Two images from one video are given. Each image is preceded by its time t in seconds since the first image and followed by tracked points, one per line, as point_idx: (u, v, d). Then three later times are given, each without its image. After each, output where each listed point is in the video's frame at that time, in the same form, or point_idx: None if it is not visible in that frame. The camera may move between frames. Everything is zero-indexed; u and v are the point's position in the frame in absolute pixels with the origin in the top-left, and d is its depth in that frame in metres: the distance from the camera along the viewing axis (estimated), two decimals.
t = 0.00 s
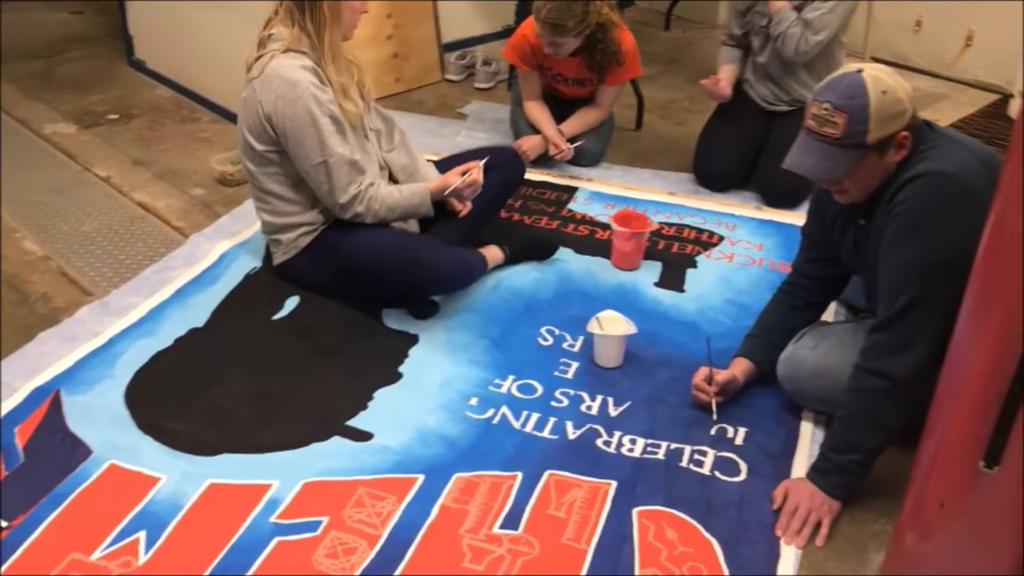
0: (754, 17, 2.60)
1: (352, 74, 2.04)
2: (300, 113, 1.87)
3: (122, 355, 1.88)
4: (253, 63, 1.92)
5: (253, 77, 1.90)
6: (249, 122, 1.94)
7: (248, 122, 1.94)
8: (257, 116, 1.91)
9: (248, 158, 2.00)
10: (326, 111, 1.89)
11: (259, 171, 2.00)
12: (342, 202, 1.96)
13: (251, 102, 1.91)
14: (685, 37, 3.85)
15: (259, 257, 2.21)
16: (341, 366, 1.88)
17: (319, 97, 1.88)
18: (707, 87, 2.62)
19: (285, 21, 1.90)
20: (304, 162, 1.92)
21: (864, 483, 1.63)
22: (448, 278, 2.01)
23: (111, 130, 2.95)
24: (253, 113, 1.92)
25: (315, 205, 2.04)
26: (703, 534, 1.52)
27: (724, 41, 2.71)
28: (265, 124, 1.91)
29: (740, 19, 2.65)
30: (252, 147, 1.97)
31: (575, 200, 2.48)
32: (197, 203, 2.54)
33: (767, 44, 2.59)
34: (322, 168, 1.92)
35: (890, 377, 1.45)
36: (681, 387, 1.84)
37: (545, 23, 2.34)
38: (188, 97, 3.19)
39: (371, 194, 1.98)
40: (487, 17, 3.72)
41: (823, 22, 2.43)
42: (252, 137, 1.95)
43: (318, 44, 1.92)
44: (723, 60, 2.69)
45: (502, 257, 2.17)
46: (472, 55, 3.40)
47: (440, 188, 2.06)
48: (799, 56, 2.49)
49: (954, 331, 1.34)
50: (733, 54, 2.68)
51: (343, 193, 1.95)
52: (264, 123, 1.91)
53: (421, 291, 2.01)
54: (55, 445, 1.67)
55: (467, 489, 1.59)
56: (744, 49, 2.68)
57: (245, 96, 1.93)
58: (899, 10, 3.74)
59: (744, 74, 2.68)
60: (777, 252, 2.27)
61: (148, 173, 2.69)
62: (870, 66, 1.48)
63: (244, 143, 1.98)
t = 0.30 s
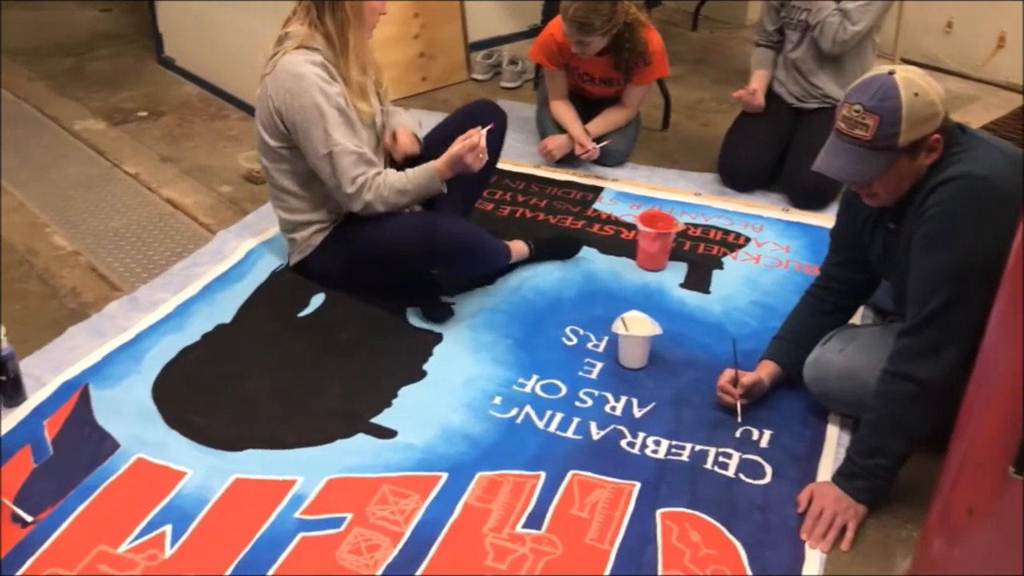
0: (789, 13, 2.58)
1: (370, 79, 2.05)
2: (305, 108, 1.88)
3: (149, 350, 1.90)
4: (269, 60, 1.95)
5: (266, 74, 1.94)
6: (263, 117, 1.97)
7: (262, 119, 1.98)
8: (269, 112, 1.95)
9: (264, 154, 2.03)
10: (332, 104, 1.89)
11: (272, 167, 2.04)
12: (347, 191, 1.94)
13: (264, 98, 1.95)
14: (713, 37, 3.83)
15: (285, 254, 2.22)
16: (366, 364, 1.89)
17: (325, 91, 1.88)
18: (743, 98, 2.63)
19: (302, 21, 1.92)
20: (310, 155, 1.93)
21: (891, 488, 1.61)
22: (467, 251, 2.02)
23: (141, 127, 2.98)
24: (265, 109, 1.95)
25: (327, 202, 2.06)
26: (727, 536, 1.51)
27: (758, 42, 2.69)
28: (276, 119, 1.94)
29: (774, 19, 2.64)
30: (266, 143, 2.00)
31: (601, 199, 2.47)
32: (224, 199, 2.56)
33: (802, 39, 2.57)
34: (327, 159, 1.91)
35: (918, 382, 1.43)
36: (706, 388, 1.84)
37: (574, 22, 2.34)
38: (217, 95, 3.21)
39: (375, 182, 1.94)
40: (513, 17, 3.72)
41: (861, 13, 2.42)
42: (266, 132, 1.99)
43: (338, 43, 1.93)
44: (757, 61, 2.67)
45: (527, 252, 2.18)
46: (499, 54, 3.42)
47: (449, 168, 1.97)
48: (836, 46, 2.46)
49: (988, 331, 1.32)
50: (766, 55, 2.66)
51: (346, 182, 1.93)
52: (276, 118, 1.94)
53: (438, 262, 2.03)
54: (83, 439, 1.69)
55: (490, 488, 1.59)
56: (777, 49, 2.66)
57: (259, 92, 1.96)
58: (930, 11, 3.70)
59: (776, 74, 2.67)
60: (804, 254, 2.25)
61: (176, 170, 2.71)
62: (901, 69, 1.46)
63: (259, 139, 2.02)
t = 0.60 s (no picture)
0: (813, 10, 2.57)
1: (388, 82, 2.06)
2: (309, 100, 1.89)
3: (170, 346, 1.92)
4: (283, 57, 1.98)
5: (278, 69, 1.96)
6: (275, 112, 1.99)
7: (273, 114, 2.00)
8: (279, 106, 1.97)
9: (275, 150, 2.05)
10: (336, 97, 1.89)
11: (283, 164, 2.06)
12: (347, 181, 1.91)
13: (275, 92, 1.97)
14: (734, 38, 3.81)
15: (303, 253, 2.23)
16: (383, 362, 1.89)
17: (330, 84, 1.89)
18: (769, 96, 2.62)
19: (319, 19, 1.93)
20: (314, 146, 1.93)
21: (911, 491, 1.60)
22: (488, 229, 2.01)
23: (162, 125, 3.00)
24: (276, 103, 1.97)
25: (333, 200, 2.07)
26: (745, 538, 1.51)
27: (780, 41, 2.68)
28: (285, 113, 1.96)
29: (796, 19, 2.63)
30: (276, 139, 2.02)
31: (620, 199, 2.47)
32: (244, 197, 2.57)
33: (826, 38, 2.56)
34: (328, 151, 1.91)
35: (939, 383, 1.42)
36: (725, 390, 1.83)
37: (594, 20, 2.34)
38: (237, 93, 3.23)
39: (375, 171, 1.91)
40: (533, 17, 3.72)
41: (889, 11, 2.41)
42: (276, 128, 2.01)
43: (358, 45, 1.94)
44: (778, 61, 2.66)
45: (546, 247, 2.18)
46: (519, 54, 3.42)
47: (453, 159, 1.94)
48: (865, 45, 2.45)
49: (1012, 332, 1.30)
50: (788, 55, 2.65)
51: (346, 172, 1.91)
52: (286, 113, 1.96)
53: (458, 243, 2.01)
54: (104, 433, 1.70)
55: (508, 487, 1.59)
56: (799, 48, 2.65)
57: (272, 87, 1.99)
58: (953, 13, 3.67)
59: (798, 74, 2.65)
60: (824, 256, 2.24)
61: (197, 168, 2.73)
62: (927, 67, 1.46)
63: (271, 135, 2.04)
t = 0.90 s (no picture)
0: (831, 11, 2.56)
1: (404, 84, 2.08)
2: (323, 96, 1.90)
3: (188, 343, 1.93)
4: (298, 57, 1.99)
5: (293, 68, 1.97)
6: (288, 111, 2.01)
7: (287, 113, 2.01)
8: (293, 105, 1.98)
9: (288, 150, 2.07)
10: (349, 93, 1.90)
11: (296, 163, 2.07)
12: (360, 174, 1.90)
13: (289, 90, 1.98)
14: (751, 39, 3.80)
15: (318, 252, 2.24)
16: (399, 360, 1.90)
17: (343, 82, 1.89)
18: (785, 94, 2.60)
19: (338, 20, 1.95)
20: (327, 142, 1.93)
21: (928, 494, 1.59)
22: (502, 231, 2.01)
23: (181, 124, 3.02)
24: (290, 101, 1.99)
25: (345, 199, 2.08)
26: (761, 540, 1.50)
27: (796, 40, 2.67)
28: (298, 111, 1.97)
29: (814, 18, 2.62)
30: (290, 137, 2.03)
31: (636, 200, 2.47)
32: (262, 196, 2.58)
33: (844, 39, 2.54)
34: (341, 146, 1.90)
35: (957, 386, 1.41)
36: (741, 391, 1.83)
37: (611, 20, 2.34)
38: (256, 93, 3.25)
39: (388, 164, 1.90)
40: (550, 17, 3.72)
41: (910, 15, 2.41)
42: (290, 126, 2.02)
43: (377, 49, 1.95)
44: (794, 60, 2.66)
45: (562, 244, 2.18)
46: (535, 54, 3.43)
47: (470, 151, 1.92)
48: (885, 49, 2.44)
49: None
50: (805, 55, 2.65)
51: (358, 166, 1.89)
52: (299, 111, 1.97)
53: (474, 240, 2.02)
54: (122, 429, 1.71)
55: (523, 487, 1.59)
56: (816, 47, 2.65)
57: (286, 86, 2.00)
58: (972, 13, 3.65)
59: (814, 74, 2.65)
60: (842, 258, 2.23)
61: (216, 167, 2.75)
62: (951, 65, 1.45)
63: (285, 135, 2.05)
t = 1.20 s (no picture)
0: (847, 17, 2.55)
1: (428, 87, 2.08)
2: (346, 99, 1.90)
3: (203, 341, 1.94)
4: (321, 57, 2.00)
5: (316, 68, 1.98)
6: (310, 111, 2.01)
7: (309, 112, 2.02)
8: (315, 104, 1.98)
9: (309, 148, 2.07)
10: (373, 97, 1.90)
11: (317, 162, 2.07)
12: (383, 177, 1.91)
13: (312, 90, 1.99)
14: (767, 40, 3.79)
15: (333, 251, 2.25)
16: (413, 359, 1.90)
17: (367, 85, 1.90)
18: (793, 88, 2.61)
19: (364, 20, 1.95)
20: (349, 144, 1.93)
21: (943, 498, 1.59)
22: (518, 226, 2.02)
23: (198, 122, 3.04)
24: (313, 101, 1.99)
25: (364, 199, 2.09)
26: (774, 542, 1.50)
27: (810, 39, 2.67)
28: (321, 111, 1.97)
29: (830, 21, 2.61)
30: (312, 137, 2.04)
31: (650, 201, 2.47)
32: (278, 195, 2.59)
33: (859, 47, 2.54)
34: (363, 148, 1.90)
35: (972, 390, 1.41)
36: (755, 393, 1.82)
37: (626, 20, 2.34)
38: (272, 92, 3.26)
39: (412, 168, 1.90)
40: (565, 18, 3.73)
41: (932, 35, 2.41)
42: (311, 126, 2.03)
43: (399, 52, 1.95)
44: (807, 58, 2.66)
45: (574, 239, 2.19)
46: (551, 55, 3.43)
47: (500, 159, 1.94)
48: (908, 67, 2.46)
49: None
50: (817, 54, 2.65)
51: (381, 168, 1.90)
52: (321, 111, 1.98)
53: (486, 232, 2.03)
54: (137, 425, 1.73)
55: (536, 486, 1.59)
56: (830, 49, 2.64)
57: (309, 86, 2.01)
58: (991, 15, 3.63)
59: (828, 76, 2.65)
60: (857, 260, 2.23)
61: (232, 165, 2.76)
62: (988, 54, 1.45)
63: (306, 134, 2.06)
